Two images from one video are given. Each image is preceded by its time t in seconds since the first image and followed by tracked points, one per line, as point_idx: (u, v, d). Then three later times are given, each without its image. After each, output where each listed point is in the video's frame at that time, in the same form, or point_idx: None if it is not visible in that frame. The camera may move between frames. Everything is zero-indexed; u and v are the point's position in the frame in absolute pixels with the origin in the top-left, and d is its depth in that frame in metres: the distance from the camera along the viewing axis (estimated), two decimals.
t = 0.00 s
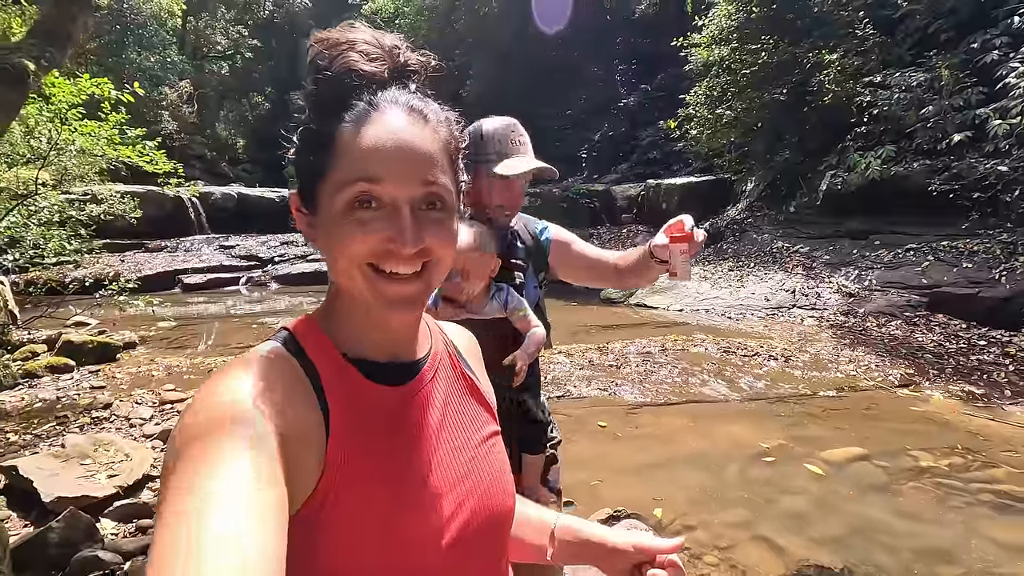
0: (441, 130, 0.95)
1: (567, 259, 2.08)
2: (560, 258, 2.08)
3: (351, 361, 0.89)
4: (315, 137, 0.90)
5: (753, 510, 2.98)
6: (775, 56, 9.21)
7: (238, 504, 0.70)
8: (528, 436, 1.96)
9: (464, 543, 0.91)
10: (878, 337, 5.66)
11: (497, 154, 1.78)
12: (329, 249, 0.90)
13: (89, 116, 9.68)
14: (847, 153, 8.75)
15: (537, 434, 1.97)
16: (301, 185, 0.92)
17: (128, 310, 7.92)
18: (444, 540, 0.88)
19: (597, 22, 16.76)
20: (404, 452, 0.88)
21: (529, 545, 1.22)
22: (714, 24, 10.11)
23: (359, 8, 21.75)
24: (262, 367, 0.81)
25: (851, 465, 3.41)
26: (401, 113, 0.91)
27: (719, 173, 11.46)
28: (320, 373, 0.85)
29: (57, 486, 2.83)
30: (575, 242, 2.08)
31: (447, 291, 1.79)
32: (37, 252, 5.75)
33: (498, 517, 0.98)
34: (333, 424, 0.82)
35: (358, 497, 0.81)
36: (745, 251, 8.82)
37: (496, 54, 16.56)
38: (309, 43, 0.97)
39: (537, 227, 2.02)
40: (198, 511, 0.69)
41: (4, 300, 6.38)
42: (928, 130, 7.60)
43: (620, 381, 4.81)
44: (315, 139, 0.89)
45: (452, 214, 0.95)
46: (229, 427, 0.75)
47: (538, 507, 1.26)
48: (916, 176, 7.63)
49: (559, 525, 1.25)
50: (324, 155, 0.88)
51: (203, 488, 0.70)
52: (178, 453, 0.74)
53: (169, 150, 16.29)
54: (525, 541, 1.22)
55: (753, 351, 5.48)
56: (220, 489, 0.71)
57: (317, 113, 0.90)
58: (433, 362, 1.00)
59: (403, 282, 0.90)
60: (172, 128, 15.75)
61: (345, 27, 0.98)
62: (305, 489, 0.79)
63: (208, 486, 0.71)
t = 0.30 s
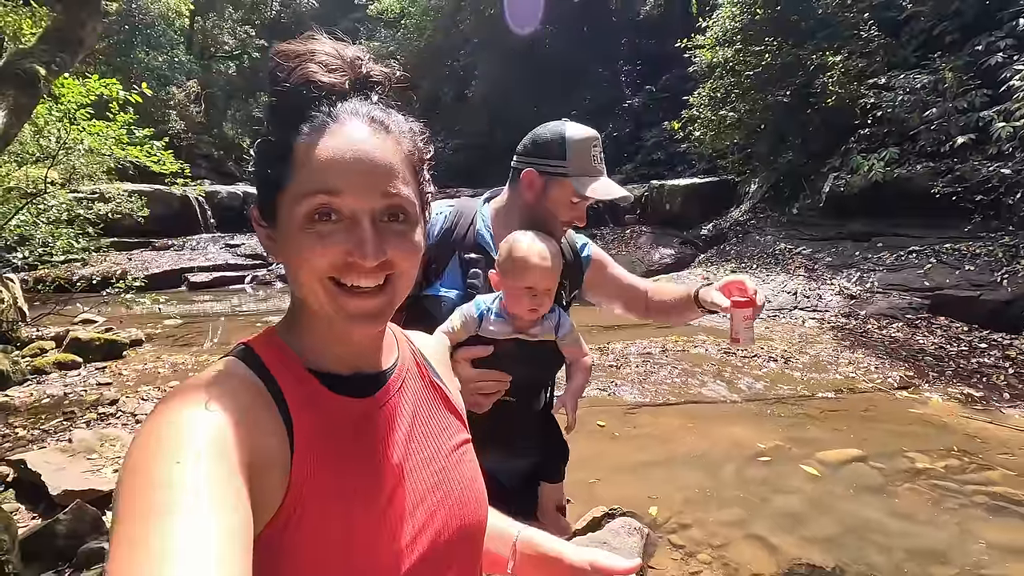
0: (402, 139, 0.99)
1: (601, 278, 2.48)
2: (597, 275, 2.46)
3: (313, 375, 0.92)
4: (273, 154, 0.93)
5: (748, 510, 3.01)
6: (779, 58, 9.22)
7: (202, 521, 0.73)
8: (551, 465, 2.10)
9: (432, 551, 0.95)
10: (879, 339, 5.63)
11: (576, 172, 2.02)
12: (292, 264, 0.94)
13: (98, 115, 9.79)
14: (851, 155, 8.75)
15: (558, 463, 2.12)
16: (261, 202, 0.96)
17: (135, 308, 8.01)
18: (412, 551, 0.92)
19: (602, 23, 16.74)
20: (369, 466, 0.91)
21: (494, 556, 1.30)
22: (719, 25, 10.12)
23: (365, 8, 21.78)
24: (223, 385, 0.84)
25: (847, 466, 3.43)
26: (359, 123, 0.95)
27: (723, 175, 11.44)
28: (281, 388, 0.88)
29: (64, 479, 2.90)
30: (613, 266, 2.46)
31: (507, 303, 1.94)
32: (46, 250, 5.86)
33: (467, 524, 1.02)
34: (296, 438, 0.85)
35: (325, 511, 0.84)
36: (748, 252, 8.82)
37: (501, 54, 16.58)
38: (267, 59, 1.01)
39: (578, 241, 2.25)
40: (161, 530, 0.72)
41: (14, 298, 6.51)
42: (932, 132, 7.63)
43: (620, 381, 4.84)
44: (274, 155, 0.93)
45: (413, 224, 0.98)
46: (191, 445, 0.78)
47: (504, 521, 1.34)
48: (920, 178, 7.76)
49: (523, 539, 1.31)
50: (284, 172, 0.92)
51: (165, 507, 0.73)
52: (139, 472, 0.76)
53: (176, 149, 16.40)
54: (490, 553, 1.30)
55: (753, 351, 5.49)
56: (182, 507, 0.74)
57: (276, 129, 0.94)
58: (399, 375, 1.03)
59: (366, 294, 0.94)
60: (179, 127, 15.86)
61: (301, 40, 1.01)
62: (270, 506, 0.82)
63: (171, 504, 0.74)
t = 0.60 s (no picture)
0: (369, 153, 1.01)
1: (609, 277, 2.03)
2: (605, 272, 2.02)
3: (272, 388, 0.94)
4: (232, 166, 0.94)
5: (744, 511, 3.02)
6: (784, 59, 9.20)
7: (152, 539, 0.73)
8: (559, 462, 1.81)
9: (392, 567, 0.97)
10: (882, 342, 5.59)
11: (598, 148, 1.70)
12: (253, 276, 0.94)
13: (107, 115, 9.90)
14: (855, 157, 8.73)
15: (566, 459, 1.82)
16: (220, 213, 0.96)
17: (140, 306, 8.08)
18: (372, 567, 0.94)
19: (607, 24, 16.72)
20: (329, 481, 0.92)
21: None
22: (724, 27, 10.08)
23: (370, 8, 21.82)
24: (178, 400, 0.85)
25: (845, 469, 3.43)
26: (324, 135, 0.97)
27: (728, 176, 11.41)
28: (240, 401, 0.88)
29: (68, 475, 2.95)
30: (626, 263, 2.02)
31: (523, 287, 1.66)
32: (53, 249, 5.92)
33: (430, 540, 1.04)
34: (252, 453, 0.85)
35: (282, 528, 0.85)
36: (751, 254, 8.80)
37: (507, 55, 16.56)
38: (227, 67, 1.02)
39: (593, 232, 1.90)
40: (106, 548, 0.71)
41: (22, 295, 6.65)
42: (936, 134, 7.58)
43: (620, 383, 4.84)
44: (235, 165, 0.94)
45: (381, 236, 1.00)
46: (142, 461, 0.78)
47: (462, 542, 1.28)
48: (925, 180, 7.73)
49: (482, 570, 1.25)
50: (245, 184, 0.93)
51: (110, 524, 0.73)
52: (81, 488, 0.75)
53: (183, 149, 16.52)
54: None
55: (754, 353, 5.47)
56: (129, 524, 0.73)
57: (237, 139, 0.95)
58: (364, 388, 1.05)
59: (330, 307, 0.95)
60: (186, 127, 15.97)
61: (262, 52, 1.04)
62: (223, 523, 0.82)
63: (117, 522, 0.73)
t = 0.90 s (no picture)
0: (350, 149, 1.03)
1: (606, 258, 1.92)
2: (599, 255, 1.91)
3: (236, 398, 0.94)
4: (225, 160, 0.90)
5: (744, 513, 3.01)
6: (789, 60, 9.16)
7: (115, 557, 0.73)
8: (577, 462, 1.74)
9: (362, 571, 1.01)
10: (887, 345, 5.55)
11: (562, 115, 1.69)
12: (243, 278, 0.93)
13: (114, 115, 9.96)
14: (861, 158, 8.72)
15: (585, 454, 1.78)
16: (198, 208, 0.90)
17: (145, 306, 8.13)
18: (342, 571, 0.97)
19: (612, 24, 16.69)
20: (296, 490, 0.94)
21: None
22: (729, 28, 10.03)
23: (377, 9, 21.84)
24: (136, 412, 0.84)
25: (847, 472, 3.41)
26: (319, 133, 0.98)
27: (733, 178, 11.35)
28: (202, 414, 0.89)
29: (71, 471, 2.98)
30: (619, 236, 1.93)
31: (526, 267, 1.61)
32: (61, 248, 5.96)
33: (400, 541, 1.08)
34: (215, 464, 0.86)
35: (251, 538, 0.87)
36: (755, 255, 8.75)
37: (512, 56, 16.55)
38: (203, 49, 0.94)
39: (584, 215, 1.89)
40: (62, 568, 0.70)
41: (29, 294, 6.73)
42: (943, 135, 7.57)
43: (622, 384, 4.84)
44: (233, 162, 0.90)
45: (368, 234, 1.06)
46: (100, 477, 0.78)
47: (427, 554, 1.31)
48: (931, 182, 7.70)
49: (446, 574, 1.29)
50: (244, 180, 0.90)
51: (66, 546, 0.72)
52: (33, 512, 0.75)
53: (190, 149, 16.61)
54: None
55: (757, 355, 5.43)
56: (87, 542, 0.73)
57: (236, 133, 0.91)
58: (330, 395, 1.07)
59: (336, 304, 0.99)
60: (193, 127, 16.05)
61: (240, 36, 0.98)
62: (185, 538, 0.83)
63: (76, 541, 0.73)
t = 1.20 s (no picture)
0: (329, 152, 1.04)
1: (610, 259, 1.92)
2: (603, 258, 1.92)
3: (210, 410, 0.94)
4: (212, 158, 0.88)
5: (745, 518, 2.98)
6: (794, 61, 9.11)
7: None
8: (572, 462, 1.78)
9: None
10: (891, 348, 5.50)
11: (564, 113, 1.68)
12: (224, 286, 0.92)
13: (120, 116, 10.02)
14: (866, 160, 8.69)
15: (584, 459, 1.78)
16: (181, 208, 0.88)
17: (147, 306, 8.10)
18: None
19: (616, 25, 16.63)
20: (271, 502, 0.95)
21: None
22: (733, 29, 9.94)
23: (381, 10, 21.86)
24: (100, 427, 0.82)
25: (850, 476, 3.38)
26: (303, 138, 0.99)
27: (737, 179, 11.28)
28: (172, 429, 0.88)
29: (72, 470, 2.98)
30: (622, 236, 1.93)
31: (527, 264, 1.61)
32: (66, 247, 5.90)
33: (377, 547, 1.10)
34: (186, 479, 0.86)
35: (226, 552, 0.88)
36: (759, 258, 8.70)
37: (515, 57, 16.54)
38: (194, 48, 0.94)
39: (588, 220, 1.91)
40: None
41: (33, 293, 6.77)
42: (948, 137, 7.52)
43: (623, 386, 4.82)
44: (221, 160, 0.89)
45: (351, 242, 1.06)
46: (64, 495, 0.76)
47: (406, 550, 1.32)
48: (936, 184, 7.67)
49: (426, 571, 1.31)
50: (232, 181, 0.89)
51: (28, 570, 0.70)
52: None
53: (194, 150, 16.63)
54: None
55: (760, 357, 5.39)
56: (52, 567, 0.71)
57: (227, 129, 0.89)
58: (303, 403, 1.08)
59: (319, 313, 0.99)
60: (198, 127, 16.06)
61: (229, 40, 0.98)
62: (155, 556, 0.83)
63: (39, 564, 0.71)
